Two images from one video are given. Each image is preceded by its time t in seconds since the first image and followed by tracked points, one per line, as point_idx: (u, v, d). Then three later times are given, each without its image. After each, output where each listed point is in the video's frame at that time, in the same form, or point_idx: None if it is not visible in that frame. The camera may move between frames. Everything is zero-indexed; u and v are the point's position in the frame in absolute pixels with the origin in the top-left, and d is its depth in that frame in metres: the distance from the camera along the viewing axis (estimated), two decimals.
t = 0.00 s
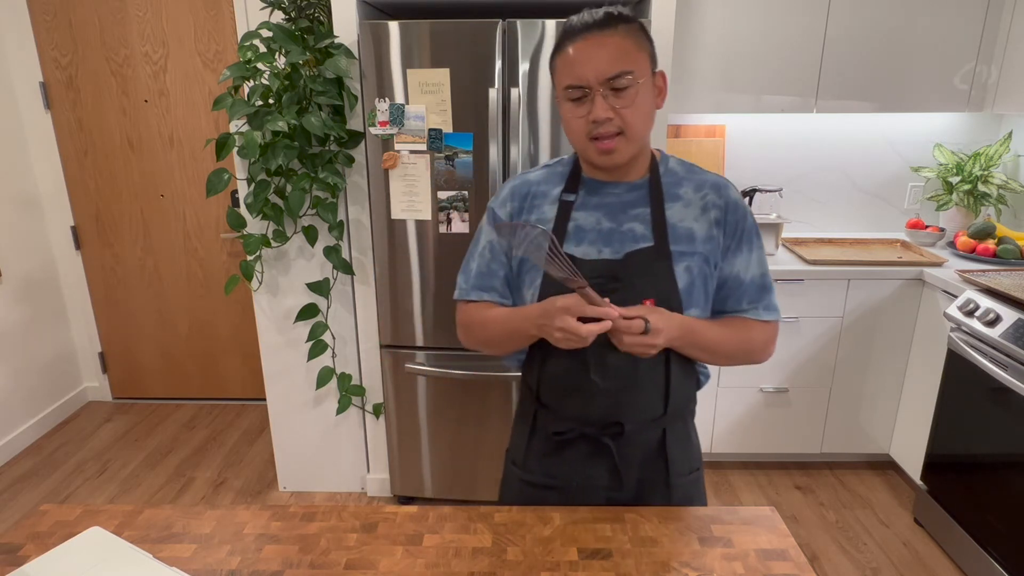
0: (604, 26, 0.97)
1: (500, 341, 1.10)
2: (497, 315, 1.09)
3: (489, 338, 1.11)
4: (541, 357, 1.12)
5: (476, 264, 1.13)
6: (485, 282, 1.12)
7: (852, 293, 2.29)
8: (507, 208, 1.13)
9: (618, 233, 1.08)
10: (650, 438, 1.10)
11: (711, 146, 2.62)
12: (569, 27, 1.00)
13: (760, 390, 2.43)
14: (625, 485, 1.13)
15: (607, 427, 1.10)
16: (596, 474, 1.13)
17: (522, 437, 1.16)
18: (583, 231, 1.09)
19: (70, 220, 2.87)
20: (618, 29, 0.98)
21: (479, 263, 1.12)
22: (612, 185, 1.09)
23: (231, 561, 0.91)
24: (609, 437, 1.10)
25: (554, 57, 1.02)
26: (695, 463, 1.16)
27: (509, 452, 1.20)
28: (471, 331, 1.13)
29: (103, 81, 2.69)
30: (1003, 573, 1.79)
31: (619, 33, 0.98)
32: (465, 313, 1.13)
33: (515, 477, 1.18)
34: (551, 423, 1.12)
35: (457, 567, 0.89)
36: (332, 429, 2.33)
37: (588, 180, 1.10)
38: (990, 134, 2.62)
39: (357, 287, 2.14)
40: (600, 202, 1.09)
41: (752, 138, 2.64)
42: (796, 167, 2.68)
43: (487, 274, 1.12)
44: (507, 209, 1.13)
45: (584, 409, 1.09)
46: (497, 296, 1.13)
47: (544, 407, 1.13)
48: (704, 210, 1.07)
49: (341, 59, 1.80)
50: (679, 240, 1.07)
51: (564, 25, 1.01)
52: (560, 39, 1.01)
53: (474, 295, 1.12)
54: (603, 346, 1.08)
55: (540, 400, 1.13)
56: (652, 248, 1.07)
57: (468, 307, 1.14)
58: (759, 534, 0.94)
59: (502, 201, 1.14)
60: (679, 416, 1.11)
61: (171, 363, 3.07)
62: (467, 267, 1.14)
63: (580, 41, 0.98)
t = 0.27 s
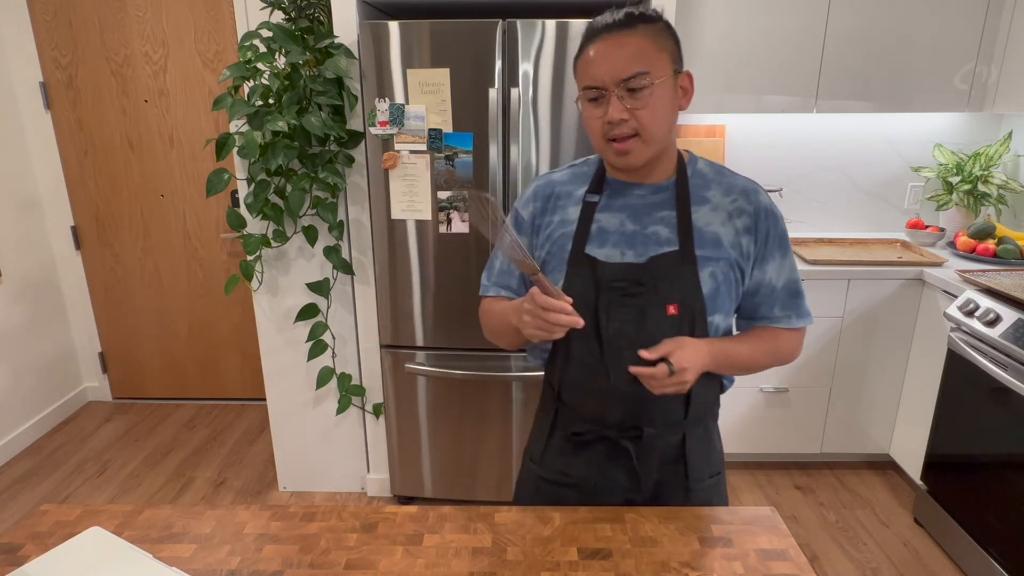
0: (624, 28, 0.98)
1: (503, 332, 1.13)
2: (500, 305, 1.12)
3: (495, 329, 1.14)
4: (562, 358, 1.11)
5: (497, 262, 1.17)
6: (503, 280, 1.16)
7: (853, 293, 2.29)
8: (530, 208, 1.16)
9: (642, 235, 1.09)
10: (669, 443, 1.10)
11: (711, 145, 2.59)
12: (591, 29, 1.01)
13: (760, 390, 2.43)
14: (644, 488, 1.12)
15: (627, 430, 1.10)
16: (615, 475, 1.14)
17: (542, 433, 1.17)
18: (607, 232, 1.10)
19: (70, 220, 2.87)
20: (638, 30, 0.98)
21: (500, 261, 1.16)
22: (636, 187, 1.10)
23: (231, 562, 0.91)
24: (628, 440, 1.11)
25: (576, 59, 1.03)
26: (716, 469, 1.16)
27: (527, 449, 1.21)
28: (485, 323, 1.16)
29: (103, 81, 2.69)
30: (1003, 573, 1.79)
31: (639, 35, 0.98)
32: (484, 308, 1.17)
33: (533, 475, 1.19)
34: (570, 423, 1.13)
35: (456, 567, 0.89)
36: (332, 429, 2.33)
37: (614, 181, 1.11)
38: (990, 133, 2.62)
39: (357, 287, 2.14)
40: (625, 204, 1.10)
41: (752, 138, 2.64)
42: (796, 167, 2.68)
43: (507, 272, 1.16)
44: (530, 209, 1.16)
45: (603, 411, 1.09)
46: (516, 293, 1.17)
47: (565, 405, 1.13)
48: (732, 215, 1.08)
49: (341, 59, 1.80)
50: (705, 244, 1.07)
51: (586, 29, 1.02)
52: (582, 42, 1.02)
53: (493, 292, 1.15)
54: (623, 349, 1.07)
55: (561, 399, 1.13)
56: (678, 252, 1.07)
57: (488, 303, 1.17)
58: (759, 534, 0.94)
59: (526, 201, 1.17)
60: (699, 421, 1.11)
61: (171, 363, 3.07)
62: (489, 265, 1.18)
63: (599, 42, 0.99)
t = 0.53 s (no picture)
0: (649, 22, 0.98)
1: (509, 329, 1.12)
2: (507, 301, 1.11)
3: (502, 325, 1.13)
4: (575, 359, 1.11)
5: (510, 264, 1.16)
6: (514, 281, 1.16)
7: (853, 293, 2.29)
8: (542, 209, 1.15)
9: (657, 237, 1.08)
10: (684, 444, 1.11)
11: (711, 145, 2.60)
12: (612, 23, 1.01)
13: (760, 390, 2.43)
14: (659, 487, 1.14)
15: (643, 433, 1.11)
16: (631, 476, 1.15)
17: (554, 436, 1.17)
18: (621, 234, 1.09)
19: (70, 220, 2.87)
20: (662, 25, 0.98)
21: (512, 263, 1.16)
22: (651, 187, 1.09)
23: (231, 561, 0.91)
24: (644, 442, 1.11)
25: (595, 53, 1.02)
26: (728, 467, 1.17)
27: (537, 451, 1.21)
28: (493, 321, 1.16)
29: (103, 81, 2.69)
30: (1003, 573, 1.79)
31: (663, 30, 0.98)
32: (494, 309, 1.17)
33: (544, 477, 1.19)
34: (584, 425, 1.13)
35: (457, 567, 0.89)
36: (332, 429, 2.33)
37: (628, 182, 1.10)
38: (990, 133, 2.62)
39: (356, 287, 2.13)
40: (639, 204, 1.09)
41: (751, 138, 2.64)
42: (795, 167, 2.68)
43: (519, 273, 1.16)
44: (541, 210, 1.15)
45: (619, 413, 1.09)
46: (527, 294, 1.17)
47: (578, 408, 1.13)
48: (747, 216, 1.07)
49: (341, 59, 1.80)
50: (721, 245, 1.07)
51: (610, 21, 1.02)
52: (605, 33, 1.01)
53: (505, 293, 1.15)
54: (640, 352, 1.06)
55: (575, 402, 1.13)
56: (694, 253, 1.06)
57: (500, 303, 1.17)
58: (758, 534, 0.95)
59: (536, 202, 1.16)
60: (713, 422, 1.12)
61: (172, 363, 3.07)
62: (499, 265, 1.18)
63: (623, 35, 0.98)
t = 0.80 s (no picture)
0: (659, 20, 0.99)
1: (510, 333, 1.11)
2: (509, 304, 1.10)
3: (503, 328, 1.11)
4: (578, 362, 1.10)
5: (508, 266, 1.15)
6: (513, 283, 1.15)
7: (853, 293, 2.29)
8: (541, 211, 1.13)
9: (659, 237, 1.08)
10: (689, 444, 1.11)
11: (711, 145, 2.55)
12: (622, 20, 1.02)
13: (760, 390, 2.43)
14: (667, 488, 1.13)
15: (650, 433, 1.10)
16: (637, 478, 1.14)
17: (557, 441, 1.16)
18: (623, 234, 1.09)
19: (70, 220, 2.87)
20: (671, 23, 1.00)
21: (511, 265, 1.15)
22: (651, 188, 1.09)
23: (231, 561, 0.91)
24: (651, 443, 1.11)
25: (604, 49, 1.03)
26: (729, 467, 1.17)
27: (540, 458, 1.20)
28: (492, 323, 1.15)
29: (103, 81, 2.69)
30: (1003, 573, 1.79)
31: (673, 29, 0.99)
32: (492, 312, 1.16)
33: (547, 483, 1.19)
34: (588, 429, 1.13)
35: (457, 567, 0.89)
36: (332, 429, 2.33)
37: (627, 182, 1.10)
38: (990, 133, 2.62)
39: (357, 287, 2.13)
40: (640, 204, 1.09)
41: (751, 138, 2.64)
42: (795, 167, 2.68)
43: (516, 275, 1.15)
44: (540, 213, 1.13)
45: (625, 414, 1.09)
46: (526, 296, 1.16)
47: (581, 411, 1.12)
48: (746, 216, 1.08)
49: (341, 59, 1.80)
50: (721, 245, 1.08)
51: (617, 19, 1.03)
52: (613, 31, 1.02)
53: (503, 296, 1.14)
54: (644, 352, 1.06)
55: (577, 405, 1.12)
56: (695, 253, 1.07)
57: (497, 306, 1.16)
58: (759, 534, 0.95)
59: (534, 204, 1.14)
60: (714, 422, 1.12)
61: (172, 363, 3.07)
62: (497, 267, 1.17)
63: (634, 31, 0.99)
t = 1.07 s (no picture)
0: (647, 19, 1.00)
1: (492, 338, 1.08)
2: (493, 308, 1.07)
3: (486, 332, 1.08)
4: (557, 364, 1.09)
5: (485, 267, 1.12)
6: (492, 285, 1.12)
7: (852, 293, 2.29)
8: (518, 211, 1.12)
9: (637, 236, 1.08)
10: (673, 442, 1.11)
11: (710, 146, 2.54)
12: (609, 18, 1.02)
13: (760, 390, 2.43)
14: (652, 488, 1.13)
15: (634, 433, 1.10)
16: (622, 478, 1.14)
17: (541, 444, 1.16)
18: (602, 234, 1.08)
19: (70, 220, 2.87)
20: (659, 23, 1.00)
21: (488, 267, 1.12)
22: (629, 187, 1.09)
23: (231, 561, 0.91)
24: (635, 442, 1.10)
25: (589, 45, 1.02)
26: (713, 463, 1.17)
27: (526, 461, 1.20)
28: (473, 328, 1.11)
29: (103, 81, 2.69)
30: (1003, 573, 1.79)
31: (660, 28, 1.00)
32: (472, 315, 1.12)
33: (534, 487, 1.18)
34: (572, 431, 1.12)
35: (456, 567, 0.89)
36: (332, 429, 2.33)
37: (606, 181, 1.09)
38: (990, 133, 2.62)
39: (357, 287, 2.14)
40: (618, 204, 1.09)
41: (751, 138, 2.64)
42: (796, 167, 2.68)
43: (495, 277, 1.12)
44: (518, 212, 1.11)
45: (609, 415, 1.08)
46: (506, 298, 1.13)
47: (563, 413, 1.11)
48: (721, 215, 1.09)
49: (341, 59, 1.80)
50: (699, 243, 1.08)
51: (605, 15, 1.02)
52: (600, 26, 1.02)
53: (482, 298, 1.11)
54: (626, 353, 1.05)
55: (560, 407, 1.11)
56: (673, 251, 1.07)
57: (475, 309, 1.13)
58: (759, 534, 0.95)
59: (513, 204, 1.12)
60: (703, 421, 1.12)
61: (172, 363, 3.07)
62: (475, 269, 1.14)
63: (621, 29, 0.99)
